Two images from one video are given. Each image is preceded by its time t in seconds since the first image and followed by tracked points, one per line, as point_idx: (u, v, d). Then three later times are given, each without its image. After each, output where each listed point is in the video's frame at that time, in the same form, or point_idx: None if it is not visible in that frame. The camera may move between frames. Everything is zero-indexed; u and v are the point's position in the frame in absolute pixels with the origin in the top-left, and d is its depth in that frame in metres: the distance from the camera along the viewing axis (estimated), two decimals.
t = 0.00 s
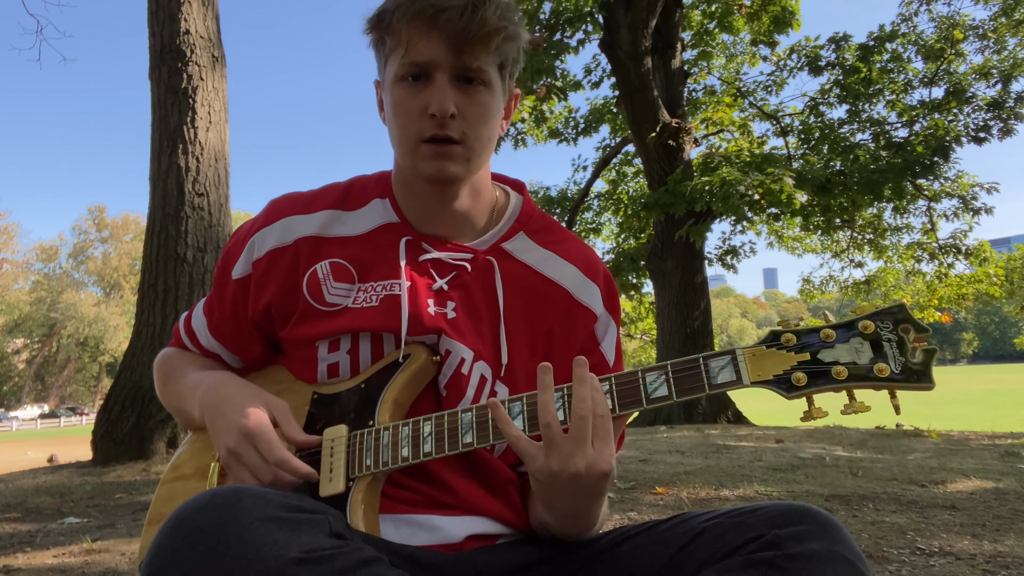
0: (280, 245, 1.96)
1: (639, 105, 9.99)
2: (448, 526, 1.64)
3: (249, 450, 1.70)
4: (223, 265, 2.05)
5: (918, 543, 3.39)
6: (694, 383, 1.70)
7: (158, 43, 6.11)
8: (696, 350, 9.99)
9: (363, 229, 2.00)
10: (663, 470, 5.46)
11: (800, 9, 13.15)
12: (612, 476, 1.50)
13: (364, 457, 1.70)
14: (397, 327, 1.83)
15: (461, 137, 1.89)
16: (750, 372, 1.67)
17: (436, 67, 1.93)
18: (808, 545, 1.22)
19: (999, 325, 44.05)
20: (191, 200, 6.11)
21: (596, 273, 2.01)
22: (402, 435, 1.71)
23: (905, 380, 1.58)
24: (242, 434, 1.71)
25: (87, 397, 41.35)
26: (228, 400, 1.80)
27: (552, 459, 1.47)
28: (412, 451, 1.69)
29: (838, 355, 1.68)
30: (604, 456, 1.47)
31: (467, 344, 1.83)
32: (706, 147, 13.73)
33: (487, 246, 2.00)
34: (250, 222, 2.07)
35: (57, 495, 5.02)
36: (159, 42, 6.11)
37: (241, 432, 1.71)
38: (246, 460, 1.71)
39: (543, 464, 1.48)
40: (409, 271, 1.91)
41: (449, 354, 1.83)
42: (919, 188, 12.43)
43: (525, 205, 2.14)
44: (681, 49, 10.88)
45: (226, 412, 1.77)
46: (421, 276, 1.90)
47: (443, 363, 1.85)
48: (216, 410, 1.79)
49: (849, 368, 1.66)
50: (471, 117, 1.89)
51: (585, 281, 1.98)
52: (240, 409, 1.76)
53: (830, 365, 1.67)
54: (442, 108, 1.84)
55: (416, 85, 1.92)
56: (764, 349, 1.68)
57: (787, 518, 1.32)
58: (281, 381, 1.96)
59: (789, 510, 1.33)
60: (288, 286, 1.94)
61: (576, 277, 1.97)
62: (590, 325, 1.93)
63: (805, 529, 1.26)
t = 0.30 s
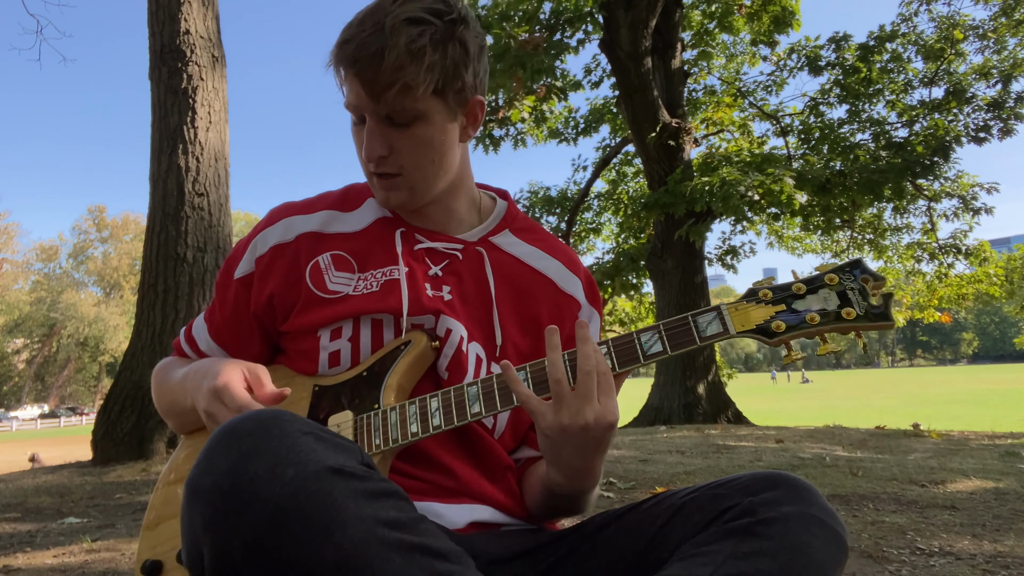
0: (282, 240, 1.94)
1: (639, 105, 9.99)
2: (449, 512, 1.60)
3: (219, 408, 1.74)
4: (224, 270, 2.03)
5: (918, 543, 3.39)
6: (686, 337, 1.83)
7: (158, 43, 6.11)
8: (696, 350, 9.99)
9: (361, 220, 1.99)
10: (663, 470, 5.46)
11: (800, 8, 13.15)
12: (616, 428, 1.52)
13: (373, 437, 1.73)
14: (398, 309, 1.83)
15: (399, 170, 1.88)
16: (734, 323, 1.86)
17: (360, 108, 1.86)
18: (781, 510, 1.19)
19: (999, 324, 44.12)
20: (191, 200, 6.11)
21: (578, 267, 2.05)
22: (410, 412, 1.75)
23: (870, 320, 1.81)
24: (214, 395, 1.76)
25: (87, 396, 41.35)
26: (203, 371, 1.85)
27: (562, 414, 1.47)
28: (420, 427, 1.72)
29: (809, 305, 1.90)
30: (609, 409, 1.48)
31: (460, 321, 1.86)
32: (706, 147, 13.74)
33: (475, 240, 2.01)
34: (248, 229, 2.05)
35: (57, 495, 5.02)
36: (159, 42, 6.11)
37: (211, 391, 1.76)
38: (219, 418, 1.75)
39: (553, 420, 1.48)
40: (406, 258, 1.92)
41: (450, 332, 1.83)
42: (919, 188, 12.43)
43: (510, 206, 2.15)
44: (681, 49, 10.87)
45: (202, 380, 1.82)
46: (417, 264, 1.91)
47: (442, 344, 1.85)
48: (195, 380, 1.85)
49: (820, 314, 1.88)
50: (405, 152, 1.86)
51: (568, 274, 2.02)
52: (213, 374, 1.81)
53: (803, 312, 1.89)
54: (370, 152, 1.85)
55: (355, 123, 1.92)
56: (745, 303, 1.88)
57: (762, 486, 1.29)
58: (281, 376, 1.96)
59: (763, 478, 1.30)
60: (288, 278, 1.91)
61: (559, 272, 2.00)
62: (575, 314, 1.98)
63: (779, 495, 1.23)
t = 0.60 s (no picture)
0: (276, 244, 1.95)
1: (639, 105, 9.99)
2: (444, 518, 1.61)
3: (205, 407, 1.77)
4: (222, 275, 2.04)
5: (918, 543, 3.39)
6: (676, 349, 1.82)
7: (158, 43, 6.11)
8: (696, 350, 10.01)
9: (356, 222, 2.00)
10: (663, 470, 5.46)
11: (800, 8, 13.15)
12: (603, 442, 1.51)
13: (366, 447, 1.71)
14: (391, 310, 1.84)
15: (389, 162, 1.88)
16: (727, 336, 1.83)
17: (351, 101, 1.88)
18: (787, 518, 1.21)
19: (999, 325, 44.33)
20: (191, 199, 6.11)
21: (573, 263, 2.05)
22: (403, 423, 1.71)
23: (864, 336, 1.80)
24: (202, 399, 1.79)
25: (87, 397, 41.33)
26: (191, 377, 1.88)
27: (547, 427, 1.46)
28: (412, 437, 1.69)
29: (805, 317, 1.88)
30: (596, 423, 1.48)
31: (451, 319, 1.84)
32: (707, 147, 13.74)
33: (470, 237, 2.00)
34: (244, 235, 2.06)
35: (57, 495, 5.01)
36: (159, 42, 6.11)
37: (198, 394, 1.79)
38: (204, 417, 1.78)
39: (539, 432, 1.47)
40: (400, 258, 1.93)
41: (444, 334, 1.81)
42: (919, 188, 12.43)
43: (505, 204, 2.16)
44: (682, 49, 10.88)
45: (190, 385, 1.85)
46: (410, 263, 1.92)
47: (437, 345, 1.82)
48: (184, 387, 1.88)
49: (816, 327, 1.86)
50: (394, 143, 1.86)
51: (563, 270, 2.01)
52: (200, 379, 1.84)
53: (799, 325, 1.87)
54: (359, 144, 1.85)
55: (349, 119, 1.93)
56: (739, 317, 1.86)
57: (771, 494, 1.30)
58: (278, 384, 1.95)
59: (773, 487, 1.31)
60: (284, 281, 1.92)
61: (554, 267, 2.00)
62: (570, 310, 1.98)
63: (786, 504, 1.24)
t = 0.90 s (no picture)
0: (286, 238, 1.97)
1: (639, 105, 9.99)
2: (447, 533, 1.64)
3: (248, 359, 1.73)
4: (226, 261, 2.04)
5: (918, 543, 3.39)
6: (689, 402, 1.70)
7: (158, 43, 6.11)
8: (696, 350, 10.03)
9: (365, 221, 2.02)
10: (663, 470, 5.46)
11: (800, 8, 13.15)
12: (606, 493, 1.52)
13: (362, 467, 1.71)
14: (394, 315, 1.84)
15: (411, 137, 1.89)
16: (745, 393, 1.67)
17: (377, 75, 1.92)
18: (822, 564, 1.26)
19: (999, 325, 44.39)
20: (191, 199, 6.12)
21: (590, 266, 2.01)
22: (401, 446, 1.71)
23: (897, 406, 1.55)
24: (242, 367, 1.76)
25: (87, 397, 41.37)
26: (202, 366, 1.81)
27: (544, 475, 1.49)
28: (409, 462, 1.69)
29: (835, 378, 1.66)
30: (596, 472, 1.49)
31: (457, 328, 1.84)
32: (707, 147, 13.74)
33: (482, 238, 2.00)
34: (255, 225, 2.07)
35: (57, 495, 5.01)
36: (159, 42, 6.11)
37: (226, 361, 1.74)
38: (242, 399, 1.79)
39: (537, 480, 1.49)
40: (408, 260, 1.93)
41: (451, 344, 1.81)
42: (919, 188, 12.43)
43: (521, 201, 2.15)
44: (682, 49, 10.88)
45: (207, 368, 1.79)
46: (418, 265, 1.93)
47: (445, 357, 1.81)
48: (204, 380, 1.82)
49: (846, 391, 1.64)
50: (417, 114, 1.88)
51: (579, 273, 1.97)
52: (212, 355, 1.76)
53: (827, 388, 1.66)
54: (384, 115, 1.85)
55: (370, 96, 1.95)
56: (760, 371, 1.68)
57: (805, 535, 1.34)
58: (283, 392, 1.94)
59: (807, 528, 1.36)
60: (293, 278, 1.95)
61: (568, 270, 1.97)
62: (586, 317, 1.93)
63: (822, 548, 1.29)
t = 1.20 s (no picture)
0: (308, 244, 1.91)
1: (639, 105, 9.99)
2: (451, 541, 1.68)
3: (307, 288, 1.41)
4: (249, 266, 1.83)
5: (918, 543, 3.39)
6: (714, 468, 1.62)
7: (158, 43, 6.11)
8: (696, 350, 10.05)
9: (385, 229, 1.99)
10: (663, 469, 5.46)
11: (800, 8, 13.15)
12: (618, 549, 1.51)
13: (366, 484, 1.72)
14: (413, 334, 1.84)
15: (480, 135, 1.81)
16: (775, 466, 1.56)
17: (457, 61, 1.84)
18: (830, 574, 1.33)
19: (1000, 326, 44.43)
20: (191, 199, 6.12)
21: (612, 279, 1.99)
22: (407, 467, 1.73)
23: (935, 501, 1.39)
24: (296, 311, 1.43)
25: (87, 397, 41.36)
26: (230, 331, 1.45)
27: (556, 529, 1.49)
28: (415, 486, 1.71)
29: (873, 460, 1.51)
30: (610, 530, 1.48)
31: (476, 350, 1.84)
32: (706, 147, 13.75)
33: (503, 251, 2.00)
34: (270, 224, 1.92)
35: (57, 495, 5.01)
36: (159, 42, 6.11)
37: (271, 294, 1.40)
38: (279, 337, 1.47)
39: (548, 533, 1.50)
40: (427, 276, 1.92)
41: (469, 368, 1.81)
42: (919, 188, 12.43)
43: (542, 207, 2.15)
44: (681, 49, 10.88)
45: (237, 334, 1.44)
46: (438, 282, 1.92)
47: (462, 380, 1.81)
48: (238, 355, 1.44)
49: (883, 477, 1.48)
50: (491, 114, 1.81)
51: (602, 286, 1.96)
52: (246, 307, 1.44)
53: (863, 470, 1.51)
54: (461, 105, 1.76)
55: (437, 80, 1.84)
56: (793, 442, 1.56)
57: (813, 543, 1.43)
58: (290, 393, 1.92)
59: (815, 537, 1.44)
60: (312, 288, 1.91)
61: (591, 283, 1.95)
62: (606, 334, 1.92)
63: (828, 557, 1.38)
